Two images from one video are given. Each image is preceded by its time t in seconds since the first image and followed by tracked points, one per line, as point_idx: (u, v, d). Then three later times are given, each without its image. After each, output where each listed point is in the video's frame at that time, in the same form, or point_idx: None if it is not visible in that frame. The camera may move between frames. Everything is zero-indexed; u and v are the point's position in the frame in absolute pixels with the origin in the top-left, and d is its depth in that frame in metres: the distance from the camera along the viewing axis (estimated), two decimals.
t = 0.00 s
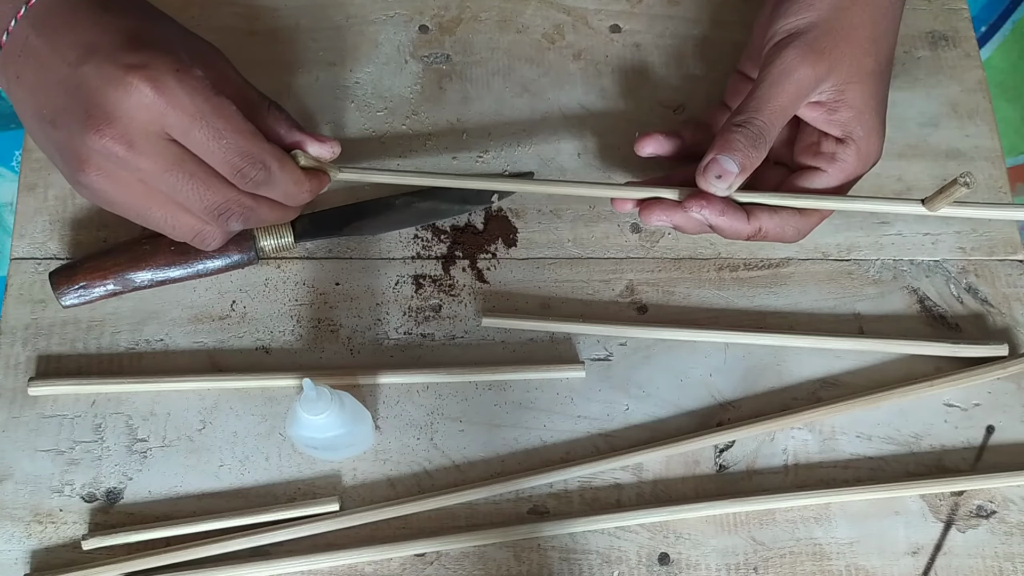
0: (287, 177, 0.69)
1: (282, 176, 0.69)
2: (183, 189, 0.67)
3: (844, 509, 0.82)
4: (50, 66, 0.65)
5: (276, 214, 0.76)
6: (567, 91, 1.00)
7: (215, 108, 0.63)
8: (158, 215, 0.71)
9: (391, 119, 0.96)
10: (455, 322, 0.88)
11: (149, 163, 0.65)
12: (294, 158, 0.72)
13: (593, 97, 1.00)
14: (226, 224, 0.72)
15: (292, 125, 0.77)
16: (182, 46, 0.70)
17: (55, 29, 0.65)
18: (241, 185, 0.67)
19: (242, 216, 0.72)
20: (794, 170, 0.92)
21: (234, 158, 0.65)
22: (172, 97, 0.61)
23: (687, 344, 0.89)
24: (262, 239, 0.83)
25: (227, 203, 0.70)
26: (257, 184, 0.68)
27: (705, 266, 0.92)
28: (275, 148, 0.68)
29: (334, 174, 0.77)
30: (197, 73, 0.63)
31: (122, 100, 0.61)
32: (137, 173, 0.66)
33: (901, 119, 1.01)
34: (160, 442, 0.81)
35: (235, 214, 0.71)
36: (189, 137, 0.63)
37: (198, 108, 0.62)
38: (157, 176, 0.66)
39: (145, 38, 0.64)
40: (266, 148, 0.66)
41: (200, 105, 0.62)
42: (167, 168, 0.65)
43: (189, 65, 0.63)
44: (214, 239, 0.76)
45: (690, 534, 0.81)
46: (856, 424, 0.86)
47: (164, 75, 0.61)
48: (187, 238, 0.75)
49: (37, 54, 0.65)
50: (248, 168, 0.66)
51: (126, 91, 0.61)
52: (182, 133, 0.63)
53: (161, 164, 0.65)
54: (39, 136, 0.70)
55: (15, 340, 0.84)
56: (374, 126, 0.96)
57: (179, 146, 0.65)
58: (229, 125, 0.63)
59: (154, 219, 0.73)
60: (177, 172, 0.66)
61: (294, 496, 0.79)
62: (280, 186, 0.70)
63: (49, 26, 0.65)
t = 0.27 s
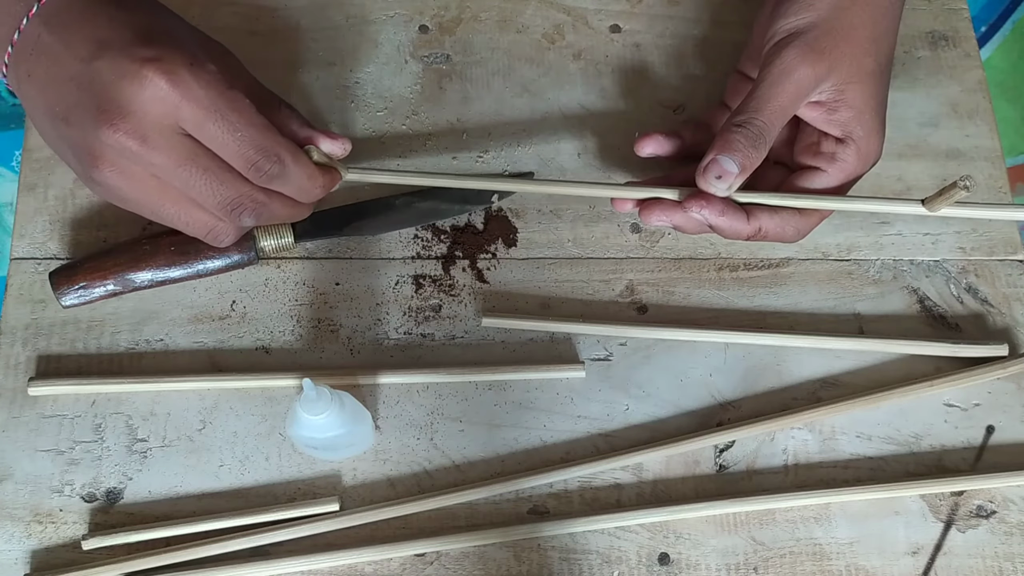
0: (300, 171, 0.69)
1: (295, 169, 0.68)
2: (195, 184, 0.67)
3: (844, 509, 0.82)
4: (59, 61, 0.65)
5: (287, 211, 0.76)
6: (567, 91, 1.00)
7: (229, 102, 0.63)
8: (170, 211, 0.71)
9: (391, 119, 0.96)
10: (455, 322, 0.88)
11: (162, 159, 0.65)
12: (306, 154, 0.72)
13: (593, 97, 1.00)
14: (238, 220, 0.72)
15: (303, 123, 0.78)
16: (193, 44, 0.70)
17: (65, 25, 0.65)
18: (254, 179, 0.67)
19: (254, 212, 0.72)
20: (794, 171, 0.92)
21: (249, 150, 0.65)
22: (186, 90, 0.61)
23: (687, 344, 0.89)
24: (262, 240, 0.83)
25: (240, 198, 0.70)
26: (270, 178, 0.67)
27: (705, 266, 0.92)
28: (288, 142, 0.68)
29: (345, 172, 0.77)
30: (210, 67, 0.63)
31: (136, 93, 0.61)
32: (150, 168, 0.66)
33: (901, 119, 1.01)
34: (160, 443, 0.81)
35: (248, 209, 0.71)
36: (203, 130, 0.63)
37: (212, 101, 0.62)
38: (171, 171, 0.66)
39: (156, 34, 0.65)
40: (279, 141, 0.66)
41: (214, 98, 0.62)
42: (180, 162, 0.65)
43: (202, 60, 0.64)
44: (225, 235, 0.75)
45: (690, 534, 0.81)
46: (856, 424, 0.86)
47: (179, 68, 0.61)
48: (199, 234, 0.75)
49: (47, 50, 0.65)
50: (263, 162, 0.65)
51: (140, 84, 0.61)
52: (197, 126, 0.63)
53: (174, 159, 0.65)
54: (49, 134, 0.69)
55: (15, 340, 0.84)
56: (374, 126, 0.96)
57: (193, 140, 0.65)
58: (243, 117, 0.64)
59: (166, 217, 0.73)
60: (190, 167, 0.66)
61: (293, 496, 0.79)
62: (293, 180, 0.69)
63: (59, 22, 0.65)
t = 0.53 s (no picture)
0: (281, 169, 0.68)
1: (276, 167, 0.68)
2: (176, 183, 0.67)
3: (844, 509, 0.82)
4: (42, 60, 0.65)
5: (271, 208, 0.76)
6: (567, 91, 1.00)
7: (206, 101, 0.62)
8: (153, 209, 0.71)
9: (391, 119, 0.96)
10: (455, 322, 0.88)
11: (141, 158, 0.65)
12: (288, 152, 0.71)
13: (593, 97, 1.00)
14: (220, 218, 0.72)
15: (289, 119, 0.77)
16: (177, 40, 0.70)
17: (47, 23, 0.65)
18: (234, 177, 0.66)
19: (237, 209, 0.71)
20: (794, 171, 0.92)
21: (227, 149, 0.64)
22: (163, 89, 0.61)
23: (687, 344, 0.89)
24: (262, 240, 0.83)
25: (220, 196, 0.70)
26: (251, 175, 0.67)
27: (705, 266, 0.92)
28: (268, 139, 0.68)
29: (329, 171, 0.77)
30: (189, 66, 0.63)
31: (114, 93, 0.61)
32: (131, 168, 0.66)
33: (901, 119, 1.01)
34: (160, 442, 0.81)
35: (230, 207, 0.71)
36: (182, 130, 0.63)
37: (190, 100, 0.62)
38: (151, 171, 0.66)
39: (137, 33, 0.64)
40: (259, 139, 0.66)
41: (192, 97, 0.62)
42: (160, 162, 0.65)
43: (180, 59, 0.63)
44: (213, 233, 0.76)
45: (690, 534, 0.81)
46: (856, 424, 0.86)
47: (156, 68, 0.61)
48: (186, 231, 0.75)
49: (32, 49, 0.65)
50: (241, 159, 0.65)
51: (118, 84, 0.60)
52: (175, 125, 0.63)
53: (154, 158, 0.65)
54: (37, 133, 0.70)
55: (15, 340, 0.84)
56: (374, 126, 0.96)
57: (172, 139, 0.65)
58: (221, 116, 0.63)
59: (151, 215, 0.73)
60: (171, 166, 0.66)
61: (294, 496, 0.79)
62: (274, 178, 0.69)
63: (43, 22, 0.65)
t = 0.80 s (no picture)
0: (289, 168, 0.68)
1: (284, 166, 0.68)
2: (185, 183, 0.67)
3: (844, 509, 0.82)
4: (51, 62, 0.65)
5: (278, 208, 0.76)
6: (567, 91, 1.00)
7: (215, 101, 0.62)
8: (161, 209, 0.71)
9: (391, 119, 0.96)
10: (455, 322, 0.88)
11: (150, 159, 0.64)
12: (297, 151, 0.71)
13: (593, 97, 1.00)
14: (228, 218, 0.72)
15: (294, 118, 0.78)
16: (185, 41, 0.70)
17: (55, 26, 0.65)
18: (243, 176, 0.66)
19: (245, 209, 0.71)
20: (794, 171, 0.92)
21: (236, 148, 0.64)
22: (171, 90, 0.61)
23: (687, 344, 0.89)
24: (262, 239, 0.83)
25: (228, 196, 0.70)
26: (260, 175, 0.67)
27: (706, 266, 0.93)
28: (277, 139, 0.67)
29: (338, 172, 0.77)
30: (198, 66, 0.63)
31: (123, 95, 0.61)
32: (140, 169, 0.66)
33: (901, 119, 1.01)
34: (160, 442, 0.81)
35: (237, 207, 0.71)
36: (190, 130, 0.63)
37: (199, 101, 0.62)
38: (160, 171, 0.66)
39: (145, 34, 0.64)
40: (268, 138, 0.66)
41: (200, 98, 0.62)
42: (169, 163, 0.65)
43: (189, 60, 0.63)
44: (221, 234, 0.76)
45: (690, 534, 0.81)
46: (856, 424, 0.86)
47: (165, 69, 0.61)
48: (193, 232, 0.75)
49: (40, 52, 0.65)
50: (250, 159, 0.65)
51: (127, 85, 0.60)
52: (184, 126, 0.62)
53: (163, 159, 0.65)
54: (45, 135, 0.70)
55: (15, 340, 0.84)
56: (374, 126, 0.96)
57: (181, 140, 0.65)
58: (230, 116, 0.63)
59: (159, 216, 0.73)
60: (180, 166, 0.66)
61: (294, 496, 0.79)
62: (282, 177, 0.69)
63: (51, 24, 0.65)
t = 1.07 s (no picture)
0: (290, 167, 0.68)
1: (285, 165, 0.68)
2: (187, 182, 0.67)
3: (844, 509, 0.82)
4: (54, 62, 0.65)
5: (280, 208, 0.75)
6: (567, 91, 1.00)
7: (216, 100, 0.62)
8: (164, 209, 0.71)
9: (391, 119, 0.96)
10: (455, 322, 0.88)
11: (152, 159, 0.64)
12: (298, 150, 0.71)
13: (593, 97, 1.00)
14: (231, 217, 0.71)
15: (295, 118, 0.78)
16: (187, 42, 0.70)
17: (58, 27, 0.65)
18: (244, 175, 0.66)
19: (246, 209, 0.71)
20: (794, 171, 0.92)
21: (236, 147, 0.64)
22: (172, 89, 0.61)
23: (687, 344, 0.89)
24: (262, 240, 0.83)
25: (230, 194, 0.69)
26: (260, 174, 0.67)
27: (705, 266, 0.93)
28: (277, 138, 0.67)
29: (339, 172, 0.76)
30: (198, 66, 0.63)
31: (124, 94, 0.61)
32: (142, 168, 0.66)
33: (901, 119, 1.01)
34: (160, 442, 0.81)
35: (239, 204, 0.70)
36: (191, 129, 0.63)
37: (199, 99, 0.62)
38: (162, 170, 0.66)
39: (146, 34, 0.64)
40: (268, 137, 0.66)
41: (201, 96, 0.62)
42: (171, 161, 0.65)
43: (190, 59, 0.63)
44: (223, 232, 0.76)
45: (690, 534, 0.81)
46: (856, 424, 0.86)
47: (165, 67, 0.61)
48: (196, 231, 0.75)
49: (43, 52, 0.65)
50: (250, 158, 0.65)
51: (128, 84, 0.60)
52: (185, 125, 0.62)
53: (165, 158, 0.65)
54: (48, 135, 0.70)
55: (15, 340, 0.84)
56: (374, 126, 0.96)
57: (182, 138, 0.64)
58: (231, 115, 0.63)
59: (162, 215, 0.73)
60: (181, 166, 0.65)
61: (294, 496, 0.79)
62: (283, 177, 0.69)
63: (53, 25, 0.65)
